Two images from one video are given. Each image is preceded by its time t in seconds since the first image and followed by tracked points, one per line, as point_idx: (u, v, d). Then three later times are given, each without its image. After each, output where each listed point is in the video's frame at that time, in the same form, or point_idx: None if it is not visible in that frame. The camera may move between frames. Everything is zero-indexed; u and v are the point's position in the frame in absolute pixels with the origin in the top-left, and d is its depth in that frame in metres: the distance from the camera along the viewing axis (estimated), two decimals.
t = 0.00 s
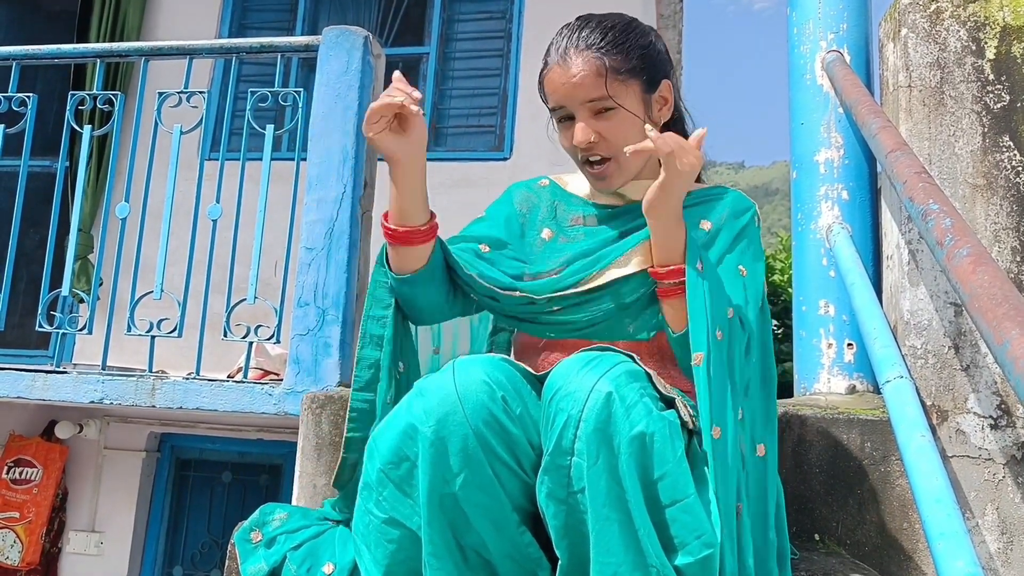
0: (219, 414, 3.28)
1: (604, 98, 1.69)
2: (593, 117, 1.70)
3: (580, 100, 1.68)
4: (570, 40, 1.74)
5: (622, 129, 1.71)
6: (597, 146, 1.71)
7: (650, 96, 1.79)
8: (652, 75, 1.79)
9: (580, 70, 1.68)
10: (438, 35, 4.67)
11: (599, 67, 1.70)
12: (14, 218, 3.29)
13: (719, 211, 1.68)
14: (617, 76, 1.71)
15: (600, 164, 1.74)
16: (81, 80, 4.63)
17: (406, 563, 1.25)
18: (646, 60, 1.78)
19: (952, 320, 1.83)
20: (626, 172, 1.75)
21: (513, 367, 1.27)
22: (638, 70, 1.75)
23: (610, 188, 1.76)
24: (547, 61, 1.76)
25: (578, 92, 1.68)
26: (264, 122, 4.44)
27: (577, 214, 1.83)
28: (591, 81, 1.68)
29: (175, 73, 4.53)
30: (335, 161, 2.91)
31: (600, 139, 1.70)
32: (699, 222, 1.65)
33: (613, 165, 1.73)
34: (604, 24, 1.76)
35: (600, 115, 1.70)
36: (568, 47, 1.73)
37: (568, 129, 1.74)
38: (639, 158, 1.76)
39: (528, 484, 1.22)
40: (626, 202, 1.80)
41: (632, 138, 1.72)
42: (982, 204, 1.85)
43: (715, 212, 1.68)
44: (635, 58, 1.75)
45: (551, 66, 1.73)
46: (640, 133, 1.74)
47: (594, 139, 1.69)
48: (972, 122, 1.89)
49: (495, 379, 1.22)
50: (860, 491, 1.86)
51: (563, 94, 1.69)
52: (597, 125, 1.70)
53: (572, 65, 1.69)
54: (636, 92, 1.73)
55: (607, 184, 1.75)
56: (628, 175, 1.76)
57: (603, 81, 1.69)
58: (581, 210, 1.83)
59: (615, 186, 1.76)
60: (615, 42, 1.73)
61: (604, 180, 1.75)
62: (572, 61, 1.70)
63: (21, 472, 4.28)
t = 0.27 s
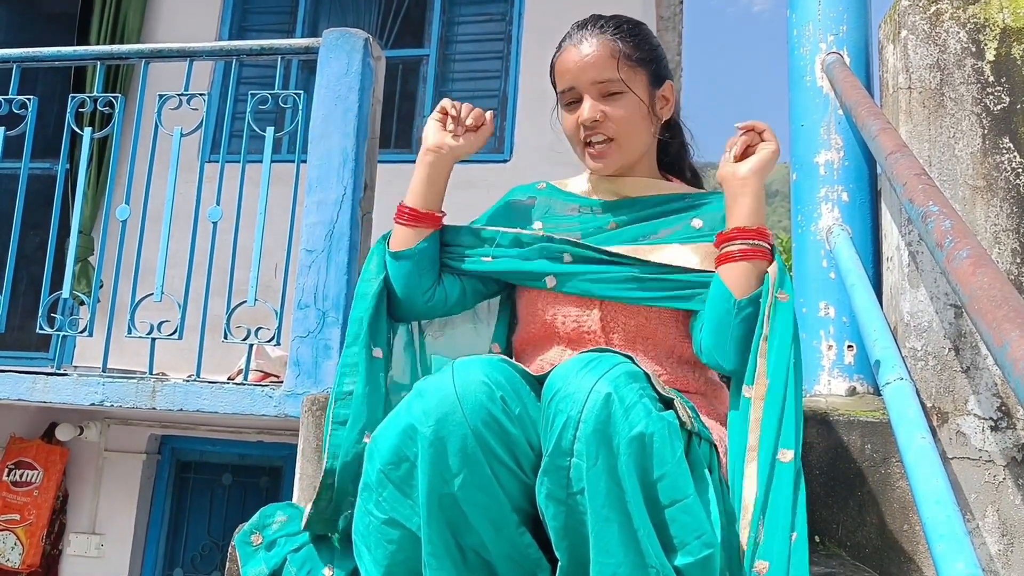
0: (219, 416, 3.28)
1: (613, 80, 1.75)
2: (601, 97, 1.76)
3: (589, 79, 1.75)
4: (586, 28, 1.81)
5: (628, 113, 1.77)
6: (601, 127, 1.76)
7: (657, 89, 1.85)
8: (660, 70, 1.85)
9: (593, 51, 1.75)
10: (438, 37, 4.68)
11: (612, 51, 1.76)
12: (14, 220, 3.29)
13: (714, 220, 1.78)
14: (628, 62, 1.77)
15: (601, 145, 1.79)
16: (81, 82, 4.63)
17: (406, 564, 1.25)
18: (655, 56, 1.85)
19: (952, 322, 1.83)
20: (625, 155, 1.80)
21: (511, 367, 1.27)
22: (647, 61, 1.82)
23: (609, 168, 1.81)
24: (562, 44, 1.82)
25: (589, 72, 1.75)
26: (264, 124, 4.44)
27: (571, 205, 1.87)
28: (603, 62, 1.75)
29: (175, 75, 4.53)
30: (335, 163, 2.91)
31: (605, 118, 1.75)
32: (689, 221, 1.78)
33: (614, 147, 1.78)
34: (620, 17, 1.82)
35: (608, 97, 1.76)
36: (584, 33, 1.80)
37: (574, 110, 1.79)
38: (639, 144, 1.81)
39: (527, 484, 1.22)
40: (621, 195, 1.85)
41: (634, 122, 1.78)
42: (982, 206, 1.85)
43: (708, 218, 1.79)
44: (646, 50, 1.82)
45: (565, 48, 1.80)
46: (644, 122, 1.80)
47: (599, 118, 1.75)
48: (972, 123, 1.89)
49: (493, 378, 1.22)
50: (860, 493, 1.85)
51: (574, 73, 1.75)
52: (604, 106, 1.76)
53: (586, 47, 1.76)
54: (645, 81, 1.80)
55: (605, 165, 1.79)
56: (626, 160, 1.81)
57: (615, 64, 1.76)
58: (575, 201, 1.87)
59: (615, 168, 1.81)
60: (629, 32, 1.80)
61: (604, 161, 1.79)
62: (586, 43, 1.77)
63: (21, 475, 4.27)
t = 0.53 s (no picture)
0: (220, 420, 3.27)
1: (610, 90, 1.75)
2: (598, 107, 1.76)
3: (586, 89, 1.74)
4: (581, 38, 1.81)
5: (625, 123, 1.77)
6: (599, 136, 1.76)
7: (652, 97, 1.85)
8: (655, 78, 1.85)
9: (589, 61, 1.75)
10: (438, 41, 4.68)
11: (608, 61, 1.76)
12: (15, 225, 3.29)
13: (712, 227, 1.77)
14: (625, 72, 1.77)
15: (599, 154, 1.79)
16: (82, 86, 4.64)
17: (408, 565, 1.25)
18: (650, 65, 1.85)
19: (953, 324, 1.83)
20: (622, 163, 1.81)
21: (514, 369, 1.28)
22: (643, 71, 1.82)
23: (607, 177, 1.82)
24: (558, 54, 1.82)
25: (586, 81, 1.74)
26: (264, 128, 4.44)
27: (566, 213, 1.89)
28: (600, 72, 1.75)
29: (175, 79, 4.54)
30: (335, 167, 2.91)
31: (603, 128, 1.76)
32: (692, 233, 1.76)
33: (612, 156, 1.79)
34: (615, 27, 1.82)
35: (605, 106, 1.76)
36: (579, 44, 1.80)
37: (571, 119, 1.79)
38: (635, 152, 1.82)
39: (530, 485, 1.22)
40: (618, 202, 1.86)
41: (631, 131, 1.79)
42: (983, 208, 1.85)
43: (707, 224, 1.78)
44: (641, 60, 1.82)
45: (561, 58, 1.79)
46: (640, 130, 1.81)
47: (597, 127, 1.75)
48: (973, 125, 1.89)
49: (497, 379, 1.22)
50: (862, 496, 1.84)
51: (571, 82, 1.75)
52: (601, 115, 1.76)
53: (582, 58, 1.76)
54: (640, 90, 1.81)
55: (604, 173, 1.80)
56: (624, 168, 1.82)
57: (612, 74, 1.75)
58: (569, 209, 1.89)
59: (612, 177, 1.82)
60: (625, 42, 1.80)
61: (602, 170, 1.80)
62: (582, 53, 1.77)
63: (23, 479, 4.25)
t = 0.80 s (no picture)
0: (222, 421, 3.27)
1: (610, 92, 1.75)
2: (597, 109, 1.76)
3: (586, 92, 1.74)
4: (581, 40, 1.81)
5: (624, 125, 1.78)
6: (598, 138, 1.77)
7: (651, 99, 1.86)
8: (654, 80, 1.86)
9: (589, 63, 1.75)
10: (439, 42, 4.68)
11: (608, 63, 1.76)
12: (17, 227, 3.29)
13: (710, 224, 1.77)
14: (624, 74, 1.77)
15: (598, 156, 1.80)
16: (84, 88, 4.64)
17: (409, 567, 1.25)
18: (649, 67, 1.85)
19: (955, 324, 1.83)
20: (620, 166, 1.82)
21: (514, 370, 1.27)
22: (642, 72, 1.82)
23: (606, 179, 1.82)
24: (557, 56, 1.82)
25: (586, 84, 1.74)
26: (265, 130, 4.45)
27: (562, 210, 1.90)
28: (600, 74, 1.74)
29: (176, 81, 4.54)
30: (337, 169, 2.91)
31: (602, 131, 1.76)
32: (690, 230, 1.76)
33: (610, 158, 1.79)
34: (614, 28, 1.82)
35: (605, 108, 1.76)
36: (579, 45, 1.80)
37: (571, 121, 1.79)
38: (634, 154, 1.83)
39: (531, 486, 1.22)
40: (617, 201, 1.87)
41: (630, 134, 1.79)
42: (985, 208, 1.85)
43: (705, 220, 1.78)
44: (640, 61, 1.82)
45: (561, 60, 1.79)
46: (639, 132, 1.82)
47: (596, 129, 1.75)
48: (975, 125, 1.89)
49: (497, 381, 1.22)
50: (863, 497, 1.84)
51: (571, 85, 1.75)
52: (600, 118, 1.76)
53: (582, 59, 1.76)
54: (639, 91, 1.81)
55: (603, 175, 1.81)
56: (622, 170, 1.83)
57: (611, 76, 1.75)
58: (567, 207, 1.90)
59: (611, 178, 1.82)
60: (624, 44, 1.80)
61: (601, 171, 1.81)
62: (582, 55, 1.77)
63: (26, 480, 4.27)
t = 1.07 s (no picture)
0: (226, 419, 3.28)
1: (610, 91, 1.75)
2: (597, 109, 1.76)
3: (586, 91, 1.74)
4: (580, 39, 1.80)
5: (624, 124, 1.78)
6: (598, 137, 1.77)
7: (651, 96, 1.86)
8: (654, 78, 1.86)
9: (589, 62, 1.74)
10: (442, 40, 4.68)
11: (607, 62, 1.76)
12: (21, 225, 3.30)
13: (712, 224, 1.77)
14: (624, 73, 1.77)
15: (599, 155, 1.80)
16: (87, 87, 4.65)
17: (413, 566, 1.25)
18: (648, 64, 1.85)
19: (959, 323, 1.82)
20: (622, 164, 1.82)
21: (519, 369, 1.28)
22: (641, 70, 1.82)
23: (607, 177, 1.83)
24: (557, 55, 1.82)
25: (586, 83, 1.74)
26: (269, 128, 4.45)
27: (563, 210, 1.90)
28: (600, 74, 1.74)
29: (179, 79, 4.55)
30: (340, 167, 2.91)
31: (602, 130, 1.76)
32: (694, 230, 1.76)
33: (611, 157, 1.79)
34: (613, 26, 1.82)
35: (605, 108, 1.76)
36: (578, 44, 1.80)
37: (571, 121, 1.79)
38: (635, 152, 1.83)
39: (536, 485, 1.22)
40: (618, 199, 1.87)
41: (630, 132, 1.79)
42: (989, 207, 1.84)
43: (707, 220, 1.78)
44: (639, 59, 1.82)
45: (560, 60, 1.79)
46: (640, 130, 1.81)
47: (597, 129, 1.75)
48: (979, 124, 1.89)
49: (501, 380, 1.22)
50: (867, 496, 1.84)
51: (571, 85, 1.74)
52: (601, 117, 1.76)
53: (580, 59, 1.76)
54: (639, 90, 1.80)
55: (603, 174, 1.81)
56: (624, 168, 1.83)
57: (611, 75, 1.75)
58: (569, 206, 1.90)
59: (612, 176, 1.83)
60: (623, 42, 1.80)
61: (602, 170, 1.81)
62: (581, 54, 1.77)
63: (29, 478, 4.29)
